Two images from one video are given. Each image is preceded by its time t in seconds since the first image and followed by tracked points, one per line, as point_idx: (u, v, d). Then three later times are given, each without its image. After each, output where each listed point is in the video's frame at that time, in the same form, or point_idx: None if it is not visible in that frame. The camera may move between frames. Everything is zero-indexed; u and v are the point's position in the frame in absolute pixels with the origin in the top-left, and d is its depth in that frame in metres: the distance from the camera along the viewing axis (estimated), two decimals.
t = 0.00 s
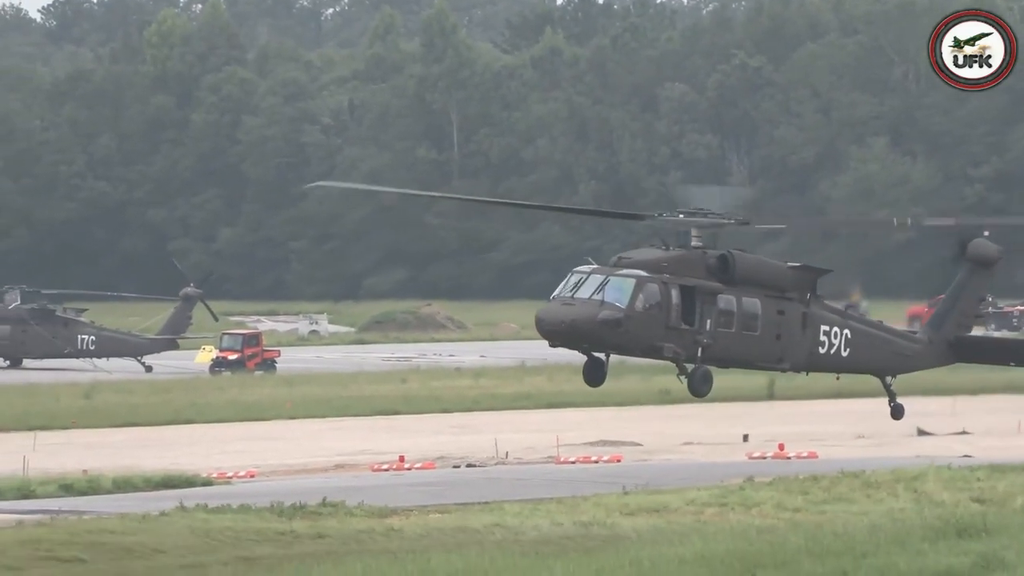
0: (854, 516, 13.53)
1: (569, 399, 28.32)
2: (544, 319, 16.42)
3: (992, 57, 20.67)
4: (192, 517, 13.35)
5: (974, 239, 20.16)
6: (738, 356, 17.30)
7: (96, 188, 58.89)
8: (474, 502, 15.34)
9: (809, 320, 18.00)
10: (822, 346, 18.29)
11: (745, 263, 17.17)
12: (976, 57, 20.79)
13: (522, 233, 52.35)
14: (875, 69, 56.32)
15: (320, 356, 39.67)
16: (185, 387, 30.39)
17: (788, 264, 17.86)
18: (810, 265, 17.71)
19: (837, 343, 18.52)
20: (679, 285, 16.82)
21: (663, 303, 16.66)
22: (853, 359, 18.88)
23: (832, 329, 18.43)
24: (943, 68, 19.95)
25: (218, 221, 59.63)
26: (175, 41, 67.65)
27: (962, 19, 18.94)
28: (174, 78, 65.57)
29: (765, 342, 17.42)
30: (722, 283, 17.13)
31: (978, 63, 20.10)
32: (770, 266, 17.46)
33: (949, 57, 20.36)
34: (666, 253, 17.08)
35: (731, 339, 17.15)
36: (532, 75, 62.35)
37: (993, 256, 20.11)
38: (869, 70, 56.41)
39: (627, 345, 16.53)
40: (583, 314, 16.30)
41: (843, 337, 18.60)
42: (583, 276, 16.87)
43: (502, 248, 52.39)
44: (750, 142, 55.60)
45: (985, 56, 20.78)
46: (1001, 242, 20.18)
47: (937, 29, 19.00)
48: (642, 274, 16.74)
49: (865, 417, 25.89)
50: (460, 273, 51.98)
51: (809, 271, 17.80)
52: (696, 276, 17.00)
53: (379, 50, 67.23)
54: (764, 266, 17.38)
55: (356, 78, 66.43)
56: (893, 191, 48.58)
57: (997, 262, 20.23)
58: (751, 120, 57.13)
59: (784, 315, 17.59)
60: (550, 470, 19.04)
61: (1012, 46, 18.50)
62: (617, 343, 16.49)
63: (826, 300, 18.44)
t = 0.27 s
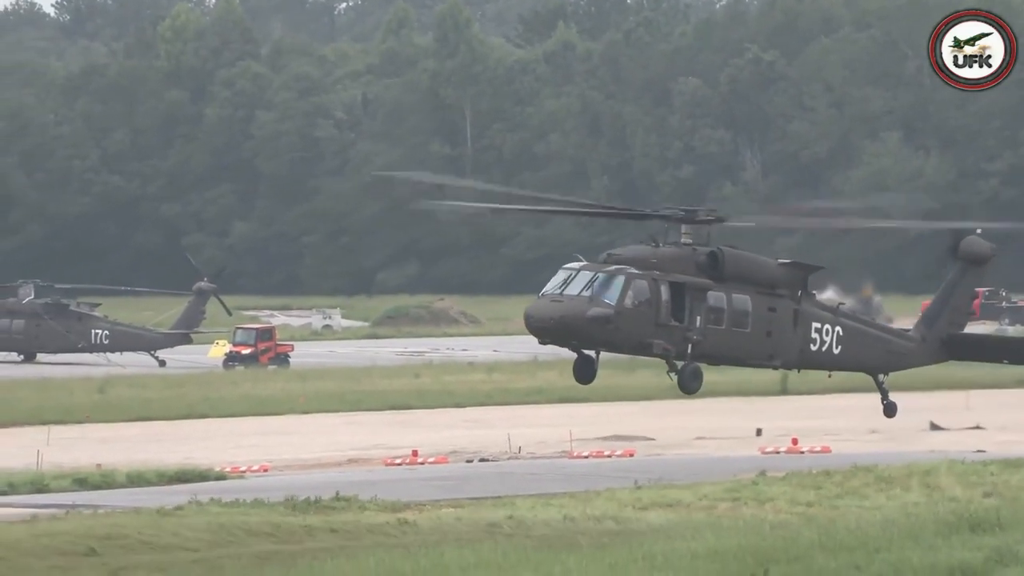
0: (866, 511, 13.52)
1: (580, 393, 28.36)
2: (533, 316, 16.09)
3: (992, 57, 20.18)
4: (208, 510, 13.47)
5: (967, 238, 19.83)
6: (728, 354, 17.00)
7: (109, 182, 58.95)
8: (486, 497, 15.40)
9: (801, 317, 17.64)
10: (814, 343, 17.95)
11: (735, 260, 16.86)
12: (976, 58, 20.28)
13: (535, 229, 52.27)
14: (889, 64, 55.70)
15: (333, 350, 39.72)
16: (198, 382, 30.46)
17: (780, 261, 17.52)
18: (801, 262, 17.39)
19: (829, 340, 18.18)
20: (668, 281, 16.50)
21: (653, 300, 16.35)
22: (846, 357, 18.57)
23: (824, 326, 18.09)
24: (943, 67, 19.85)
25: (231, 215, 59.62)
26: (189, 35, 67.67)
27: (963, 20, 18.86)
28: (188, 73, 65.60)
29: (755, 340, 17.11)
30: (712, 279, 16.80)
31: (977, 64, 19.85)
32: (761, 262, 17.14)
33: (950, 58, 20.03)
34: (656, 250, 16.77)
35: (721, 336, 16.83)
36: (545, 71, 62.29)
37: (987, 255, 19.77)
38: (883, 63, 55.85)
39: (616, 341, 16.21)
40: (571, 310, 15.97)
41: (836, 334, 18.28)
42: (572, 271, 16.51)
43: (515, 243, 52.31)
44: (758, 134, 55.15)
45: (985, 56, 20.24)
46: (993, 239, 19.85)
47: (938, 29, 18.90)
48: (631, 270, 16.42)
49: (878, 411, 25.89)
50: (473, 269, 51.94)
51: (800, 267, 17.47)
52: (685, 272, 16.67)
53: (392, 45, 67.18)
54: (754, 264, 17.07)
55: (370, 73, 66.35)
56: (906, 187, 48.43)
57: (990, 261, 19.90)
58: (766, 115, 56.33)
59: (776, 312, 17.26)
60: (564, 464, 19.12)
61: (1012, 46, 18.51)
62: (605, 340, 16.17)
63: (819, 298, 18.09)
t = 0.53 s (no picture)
0: (880, 504, 13.51)
1: (594, 386, 28.35)
2: (522, 311, 16.19)
3: (991, 57, 20.51)
4: (222, 503, 13.49)
5: (964, 234, 20.10)
6: (718, 349, 17.11)
7: (123, 175, 58.77)
8: (502, 489, 15.42)
9: (792, 313, 17.76)
10: (806, 339, 18.07)
11: (726, 256, 16.96)
12: (976, 58, 20.62)
13: (549, 222, 52.22)
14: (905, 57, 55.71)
15: (348, 342, 39.74)
16: (213, 374, 30.49)
17: (772, 257, 17.63)
18: (794, 258, 17.50)
19: (820, 336, 18.31)
20: (658, 277, 16.60)
21: (642, 295, 16.43)
22: (839, 353, 18.69)
23: (815, 322, 18.21)
24: (943, 67, 19.93)
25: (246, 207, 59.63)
26: (203, 28, 67.68)
27: (962, 21, 18.87)
28: (202, 66, 65.62)
29: (745, 335, 17.22)
30: (703, 275, 16.90)
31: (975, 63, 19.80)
32: (752, 258, 17.25)
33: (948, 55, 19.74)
34: (647, 245, 16.85)
35: (711, 332, 16.94)
36: (560, 63, 62.25)
37: (985, 251, 20.06)
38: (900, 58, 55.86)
39: (605, 337, 16.31)
40: (561, 306, 16.07)
41: (827, 330, 18.40)
42: (562, 267, 16.62)
43: (529, 236, 52.26)
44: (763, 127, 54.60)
45: (984, 56, 20.61)
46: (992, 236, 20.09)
47: (937, 29, 18.91)
48: (621, 266, 16.51)
49: (893, 404, 25.85)
50: (487, 261, 51.91)
51: (793, 264, 17.58)
52: (676, 267, 16.77)
53: (407, 38, 67.17)
54: (745, 260, 17.17)
55: (384, 65, 66.35)
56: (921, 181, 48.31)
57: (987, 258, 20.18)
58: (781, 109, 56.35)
59: (767, 308, 17.38)
60: (581, 456, 19.15)
61: (1013, 47, 18.65)
62: (593, 335, 16.28)
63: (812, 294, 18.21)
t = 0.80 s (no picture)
0: (898, 495, 13.51)
1: (611, 377, 28.34)
2: (514, 303, 16.16)
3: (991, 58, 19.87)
4: (240, 493, 13.52)
5: (967, 227, 20.29)
6: (712, 342, 17.10)
7: (143, 167, 58.26)
8: (520, 480, 15.45)
9: (789, 306, 17.76)
10: (802, 332, 18.08)
11: (722, 249, 16.93)
12: (975, 60, 19.94)
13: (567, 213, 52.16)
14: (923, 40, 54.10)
15: (367, 333, 39.76)
16: (232, 364, 30.52)
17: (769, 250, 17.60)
18: (790, 252, 17.48)
19: (818, 329, 18.30)
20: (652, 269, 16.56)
21: (635, 288, 16.40)
22: (837, 346, 18.68)
23: (813, 315, 18.19)
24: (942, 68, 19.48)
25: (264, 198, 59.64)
26: (222, 20, 67.67)
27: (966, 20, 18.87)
28: (220, 57, 65.62)
29: (740, 329, 17.23)
30: (697, 268, 16.87)
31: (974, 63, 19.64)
32: (747, 251, 17.22)
33: (949, 58, 19.67)
34: (642, 237, 16.81)
35: (705, 325, 16.93)
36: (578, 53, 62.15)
37: (988, 244, 20.25)
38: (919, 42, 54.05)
39: (597, 329, 16.28)
40: (552, 297, 16.03)
41: (826, 323, 18.39)
42: (554, 258, 16.56)
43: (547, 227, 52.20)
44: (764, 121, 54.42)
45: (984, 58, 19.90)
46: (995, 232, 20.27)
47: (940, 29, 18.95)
48: (614, 258, 16.47)
49: (912, 395, 25.80)
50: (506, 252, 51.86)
51: (789, 257, 17.57)
52: (670, 260, 16.75)
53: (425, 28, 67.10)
54: (741, 252, 17.17)
55: (402, 56, 66.28)
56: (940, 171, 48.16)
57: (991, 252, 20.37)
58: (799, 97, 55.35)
59: (762, 302, 17.38)
60: (601, 447, 19.18)
61: (1013, 46, 18.36)
62: (585, 327, 16.23)
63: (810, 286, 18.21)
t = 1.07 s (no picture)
0: (932, 486, 13.50)
1: (640, 369, 28.30)
2: (517, 295, 16.59)
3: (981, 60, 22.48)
4: (270, 484, 13.54)
5: (983, 221, 20.29)
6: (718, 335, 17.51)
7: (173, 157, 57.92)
8: (551, 471, 15.48)
9: (798, 300, 18.16)
10: (812, 325, 18.49)
11: (727, 242, 17.32)
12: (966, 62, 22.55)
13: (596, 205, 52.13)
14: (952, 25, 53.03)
15: (396, 324, 39.80)
16: (261, 355, 30.57)
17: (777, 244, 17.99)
18: (798, 245, 17.86)
19: (829, 322, 18.69)
20: (656, 262, 16.96)
21: (639, 281, 16.80)
22: (847, 339, 19.08)
23: (823, 309, 18.59)
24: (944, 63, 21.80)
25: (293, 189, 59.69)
26: (250, 12, 67.74)
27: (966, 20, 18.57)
28: (249, 49, 65.71)
29: (746, 321, 17.65)
30: (702, 260, 17.27)
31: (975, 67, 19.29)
32: (754, 244, 17.62)
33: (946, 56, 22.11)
34: (647, 230, 17.22)
35: (710, 318, 17.35)
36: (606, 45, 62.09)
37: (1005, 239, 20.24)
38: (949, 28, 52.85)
39: (599, 321, 16.69)
40: (554, 290, 16.45)
41: (837, 317, 18.77)
42: (559, 250, 16.97)
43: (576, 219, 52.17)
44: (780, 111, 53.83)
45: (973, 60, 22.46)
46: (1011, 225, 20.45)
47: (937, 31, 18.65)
48: (618, 250, 16.88)
49: (942, 386, 25.77)
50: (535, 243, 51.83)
51: (798, 251, 17.96)
52: (675, 253, 17.15)
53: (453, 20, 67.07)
54: (749, 246, 17.56)
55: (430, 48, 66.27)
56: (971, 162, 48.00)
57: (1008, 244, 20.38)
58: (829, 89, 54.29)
59: (770, 295, 17.80)
60: (632, 438, 19.22)
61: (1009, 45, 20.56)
62: (587, 319, 16.64)
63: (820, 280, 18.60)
